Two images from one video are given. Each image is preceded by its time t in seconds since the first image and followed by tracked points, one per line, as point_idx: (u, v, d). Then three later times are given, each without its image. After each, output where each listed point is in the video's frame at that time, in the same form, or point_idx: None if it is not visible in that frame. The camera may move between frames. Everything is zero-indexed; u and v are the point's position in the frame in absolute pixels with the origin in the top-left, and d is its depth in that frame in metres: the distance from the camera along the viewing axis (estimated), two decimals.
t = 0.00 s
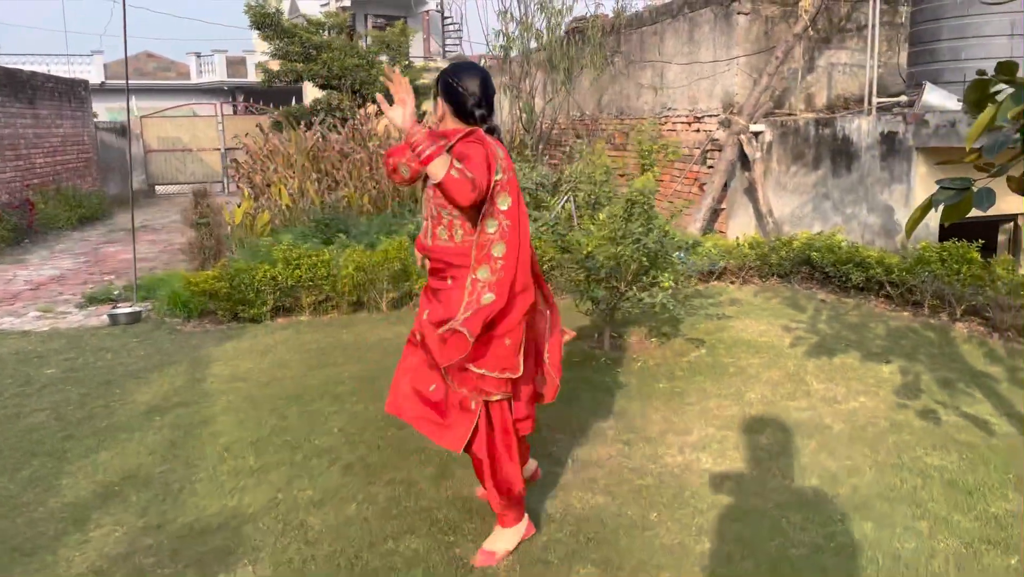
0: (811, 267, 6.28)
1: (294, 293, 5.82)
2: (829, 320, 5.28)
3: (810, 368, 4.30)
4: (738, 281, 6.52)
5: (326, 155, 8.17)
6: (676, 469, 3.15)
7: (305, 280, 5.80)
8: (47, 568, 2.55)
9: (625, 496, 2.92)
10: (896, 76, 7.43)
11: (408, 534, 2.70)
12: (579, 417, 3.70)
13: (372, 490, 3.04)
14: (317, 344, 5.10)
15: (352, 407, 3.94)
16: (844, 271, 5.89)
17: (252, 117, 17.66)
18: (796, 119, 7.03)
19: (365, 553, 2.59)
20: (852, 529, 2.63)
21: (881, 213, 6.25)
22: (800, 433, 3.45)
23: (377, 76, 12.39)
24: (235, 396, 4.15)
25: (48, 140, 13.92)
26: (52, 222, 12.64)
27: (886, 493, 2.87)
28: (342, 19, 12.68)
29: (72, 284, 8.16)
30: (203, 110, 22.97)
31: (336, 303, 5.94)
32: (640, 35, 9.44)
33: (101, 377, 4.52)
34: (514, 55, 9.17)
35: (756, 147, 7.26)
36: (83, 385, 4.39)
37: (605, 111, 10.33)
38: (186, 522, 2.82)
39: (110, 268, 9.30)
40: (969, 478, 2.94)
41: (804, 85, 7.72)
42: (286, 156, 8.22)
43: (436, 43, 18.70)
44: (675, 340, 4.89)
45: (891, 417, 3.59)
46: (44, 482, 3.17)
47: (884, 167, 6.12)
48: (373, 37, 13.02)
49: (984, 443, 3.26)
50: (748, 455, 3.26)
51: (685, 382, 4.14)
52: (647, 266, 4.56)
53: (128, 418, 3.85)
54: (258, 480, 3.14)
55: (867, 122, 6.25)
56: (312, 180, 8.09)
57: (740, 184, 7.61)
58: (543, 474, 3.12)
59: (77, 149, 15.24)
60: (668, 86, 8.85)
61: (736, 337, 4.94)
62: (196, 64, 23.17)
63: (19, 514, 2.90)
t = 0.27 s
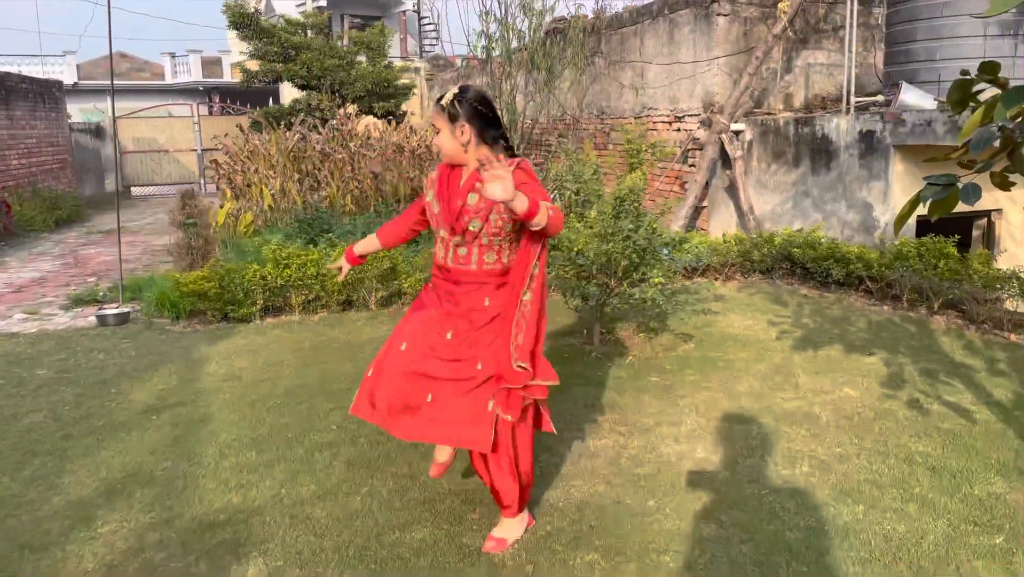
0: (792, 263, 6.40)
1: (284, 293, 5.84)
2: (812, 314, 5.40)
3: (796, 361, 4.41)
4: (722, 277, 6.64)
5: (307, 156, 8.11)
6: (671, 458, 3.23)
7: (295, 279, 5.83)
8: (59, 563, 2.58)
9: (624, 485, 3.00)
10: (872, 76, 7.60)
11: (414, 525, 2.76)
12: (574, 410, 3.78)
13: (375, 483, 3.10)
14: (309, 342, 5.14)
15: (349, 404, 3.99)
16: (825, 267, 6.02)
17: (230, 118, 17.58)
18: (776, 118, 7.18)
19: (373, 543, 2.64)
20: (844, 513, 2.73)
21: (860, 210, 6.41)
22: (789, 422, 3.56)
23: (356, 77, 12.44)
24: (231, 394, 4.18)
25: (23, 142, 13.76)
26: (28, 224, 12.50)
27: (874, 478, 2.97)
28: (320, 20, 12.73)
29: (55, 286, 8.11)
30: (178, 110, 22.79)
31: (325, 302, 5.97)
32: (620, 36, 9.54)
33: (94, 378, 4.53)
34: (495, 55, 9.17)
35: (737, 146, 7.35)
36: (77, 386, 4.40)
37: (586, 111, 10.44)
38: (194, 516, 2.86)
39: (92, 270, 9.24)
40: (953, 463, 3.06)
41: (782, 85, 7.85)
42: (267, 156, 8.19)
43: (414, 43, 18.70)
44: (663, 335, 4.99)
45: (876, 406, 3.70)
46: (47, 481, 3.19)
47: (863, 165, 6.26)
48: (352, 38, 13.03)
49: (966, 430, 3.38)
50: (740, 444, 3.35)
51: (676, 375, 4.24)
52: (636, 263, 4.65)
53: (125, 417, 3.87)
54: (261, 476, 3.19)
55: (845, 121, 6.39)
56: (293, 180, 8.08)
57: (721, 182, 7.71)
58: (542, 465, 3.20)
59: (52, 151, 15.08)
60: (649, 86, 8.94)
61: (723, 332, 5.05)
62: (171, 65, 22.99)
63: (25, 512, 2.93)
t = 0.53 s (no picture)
0: (778, 262, 6.52)
1: (276, 292, 5.88)
2: (798, 312, 5.51)
3: (783, 357, 4.52)
4: (708, 276, 6.76)
5: (293, 156, 8.14)
6: (665, 450, 3.32)
7: (287, 278, 5.87)
8: (69, 555, 2.63)
9: (620, 476, 3.08)
10: (854, 77, 7.73)
11: (417, 515, 2.83)
12: (569, 405, 3.86)
13: (377, 476, 3.16)
14: (303, 341, 5.19)
15: (347, 400, 4.05)
16: (810, 265, 6.13)
17: (213, 118, 17.51)
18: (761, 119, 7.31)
19: (377, 533, 2.71)
20: (834, 502, 2.82)
21: (844, 209, 6.54)
22: (778, 416, 3.65)
23: (342, 77, 12.45)
24: (229, 391, 4.23)
25: (4, 142, 13.65)
26: (10, 225, 12.40)
27: (863, 468, 3.07)
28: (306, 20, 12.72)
29: (42, 287, 8.08)
30: (160, 111, 22.66)
31: (318, 301, 6.02)
32: (606, 37, 9.60)
33: (91, 376, 4.55)
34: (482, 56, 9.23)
35: (723, 147, 7.46)
36: (74, 384, 4.42)
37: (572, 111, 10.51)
38: (201, 509, 2.91)
39: (78, 270, 9.21)
40: (937, 453, 3.16)
41: (767, 86, 7.97)
42: (254, 157, 8.20)
43: (398, 44, 18.71)
44: (653, 333, 5.08)
45: (863, 400, 3.81)
46: (52, 477, 3.23)
47: (847, 165, 6.38)
48: (337, 38, 13.02)
49: (949, 422, 3.49)
50: (732, 437, 3.44)
51: (667, 371, 4.33)
52: (627, 261, 4.73)
53: (125, 415, 3.90)
54: (264, 470, 3.24)
55: (829, 122, 6.52)
56: (280, 181, 8.10)
57: (707, 183, 7.86)
58: (540, 457, 3.27)
59: (34, 151, 14.94)
60: (634, 87, 9.02)
61: (711, 329, 5.15)
62: (153, 65, 22.85)
63: (32, 507, 2.97)
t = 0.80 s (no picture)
0: (771, 264, 6.61)
1: (276, 293, 5.94)
2: (790, 314, 5.60)
3: (776, 358, 4.60)
4: (702, 278, 6.85)
5: (291, 158, 8.19)
6: (660, 450, 3.40)
7: (286, 280, 5.93)
8: (79, 552, 2.69)
9: (616, 475, 3.16)
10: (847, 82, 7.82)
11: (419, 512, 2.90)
12: (566, 405, 3.93)
13: (379, 475, 3.23)
14: (302, 342, 5.25)
15: (348, 400, 4.12)
16: (803, 268, 6.22)
17: (208, 119, 17.53)
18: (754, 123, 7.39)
19: (380, 529, 2.78)
20: (825, 499, 2.91)
21: (836, 213, 6.63)
22: (771, 417, 3.74)
23: (338, 78, 12.50)
24: (230, 391, 4.29)
25: None
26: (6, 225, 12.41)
27: (853, 468, 3.15)
28: (302, 21, 12.76)
29: (40, 287, 8.12)
30: (155, 111, 22.65)
31: (317, 302, 6.08)
32: (601, 41, 9.66)
33: (93, 376, 4.61)
34: (479, 59, 9.29)
35: (717, 150, 7.55)
36: (77, 384, 4.47)
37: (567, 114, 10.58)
38: (207, 507, 2.97)
39: (75, 270, 9.25)
40: (926, 453, 3.25)
41: (760, 91, 8.06)
42: (250, 159, 8.23)
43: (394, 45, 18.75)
44: (648, 334, 5.16)
45: (853, 401, 3.90)
46: (59, 476, 3.28)
47: (839, 170, 6.48)
48: (334, 39, 13.06)
49: (937, 423, 3.58)
50: (726, 437, 3.52)
51: (662, 372, 4.40)
52: (623, 264, 4.80)
53: (128, 414, 3.96)
54: (268, 468, 3.31)
55: (822, 127, 6.61)
56: (278, 182, 8.15)
57: (701, 186, 7.95)
58: (538, 456, 3.35)
59: (29, 151, 14.92)
60: (629, 91, 9.09)
61: (705, 331, 5.23)
62: (147, 65, 22.83)
63: (40, 505, 3.03)
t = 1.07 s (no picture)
0: (771, 266, 6.64)
1: (278, 292, 5.97)
2: (790, 315, 5.63)
3: (775, 359, 4.64)
4: (702, 279, 6.89)
5: (293, 157, 8.22)
6: (660, 448, 3.43)
7: (289, 278, 5.96)
8: (86, 544, 2.72)
9: (617, 472, 3.19)
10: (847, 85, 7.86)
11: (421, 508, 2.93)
12: (566, 404, 3.96)
13: (381, 471, 3.25)
14: (304, 339, 5.28)
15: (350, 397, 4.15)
16: (802, 270, 6.25)
17: (210, 118, 17.56)
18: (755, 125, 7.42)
19: (383, 524, 2.80)
20: (823, 497, 2.94)
21: (836, 215, 6.66)
22: (770, 416, 3.77)
23: (341, 78, 12.53)
24: (233, 388, 4.32)
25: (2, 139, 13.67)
26: (8, 222, 12.44)
27: (851, 467, 3.19)
28: (305, 21, 12.80)
29: (43, 284, 8.15)
30: (157, 109, 22.68)
31: (319, 301, 6.11)
32: (603, 42, 9.69)
33: (97, 372, 4.64)
34: (481, 60, 9.32)
35: (718, 152, 7.58)
36: (81, 380, 4.50)
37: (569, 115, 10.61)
38: (211, 501, 3.01)
39: (78, 268, 9.28)
40: (923, 453, 3.28)
41: (761, 93, 8.10)
42: (252, 158, 8.26)
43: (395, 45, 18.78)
44: (648, 334, 5.19)
45: (852, 401, 3.93)
46: (64, 470, 3.31)
47: (839, 172, 6.51)
48: (336, 40, 13.10)
49: (935, 423, 3.61)
50: (725, 436, 3.55)
51: (662, 372, 4.43)
52: (624, 264, 4.83)
53: (133, 410, 3.99)
54: (271, 464, 3.34)
55: (822, 129, 6.64)
56: (280, 181, 8.18)
57: (702, 187, 7.98)
58: (539, 454, 3.38)
59: (31, 149, 14.95)
60: (630, 92, 9.11)
61: (705, 331, 5.26)
62: (149, 63, 22.86)
63: (46, 498, 3.06)
